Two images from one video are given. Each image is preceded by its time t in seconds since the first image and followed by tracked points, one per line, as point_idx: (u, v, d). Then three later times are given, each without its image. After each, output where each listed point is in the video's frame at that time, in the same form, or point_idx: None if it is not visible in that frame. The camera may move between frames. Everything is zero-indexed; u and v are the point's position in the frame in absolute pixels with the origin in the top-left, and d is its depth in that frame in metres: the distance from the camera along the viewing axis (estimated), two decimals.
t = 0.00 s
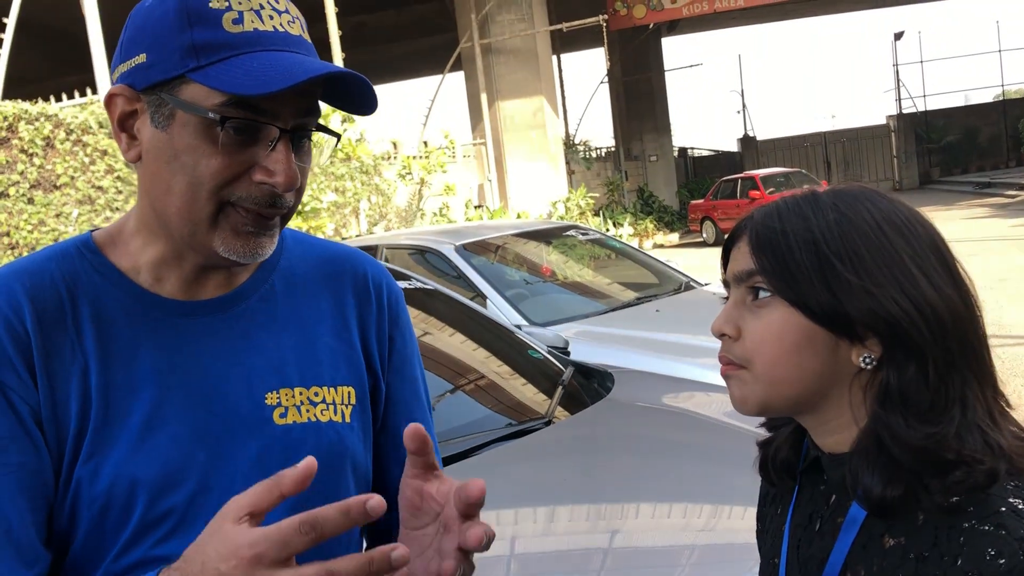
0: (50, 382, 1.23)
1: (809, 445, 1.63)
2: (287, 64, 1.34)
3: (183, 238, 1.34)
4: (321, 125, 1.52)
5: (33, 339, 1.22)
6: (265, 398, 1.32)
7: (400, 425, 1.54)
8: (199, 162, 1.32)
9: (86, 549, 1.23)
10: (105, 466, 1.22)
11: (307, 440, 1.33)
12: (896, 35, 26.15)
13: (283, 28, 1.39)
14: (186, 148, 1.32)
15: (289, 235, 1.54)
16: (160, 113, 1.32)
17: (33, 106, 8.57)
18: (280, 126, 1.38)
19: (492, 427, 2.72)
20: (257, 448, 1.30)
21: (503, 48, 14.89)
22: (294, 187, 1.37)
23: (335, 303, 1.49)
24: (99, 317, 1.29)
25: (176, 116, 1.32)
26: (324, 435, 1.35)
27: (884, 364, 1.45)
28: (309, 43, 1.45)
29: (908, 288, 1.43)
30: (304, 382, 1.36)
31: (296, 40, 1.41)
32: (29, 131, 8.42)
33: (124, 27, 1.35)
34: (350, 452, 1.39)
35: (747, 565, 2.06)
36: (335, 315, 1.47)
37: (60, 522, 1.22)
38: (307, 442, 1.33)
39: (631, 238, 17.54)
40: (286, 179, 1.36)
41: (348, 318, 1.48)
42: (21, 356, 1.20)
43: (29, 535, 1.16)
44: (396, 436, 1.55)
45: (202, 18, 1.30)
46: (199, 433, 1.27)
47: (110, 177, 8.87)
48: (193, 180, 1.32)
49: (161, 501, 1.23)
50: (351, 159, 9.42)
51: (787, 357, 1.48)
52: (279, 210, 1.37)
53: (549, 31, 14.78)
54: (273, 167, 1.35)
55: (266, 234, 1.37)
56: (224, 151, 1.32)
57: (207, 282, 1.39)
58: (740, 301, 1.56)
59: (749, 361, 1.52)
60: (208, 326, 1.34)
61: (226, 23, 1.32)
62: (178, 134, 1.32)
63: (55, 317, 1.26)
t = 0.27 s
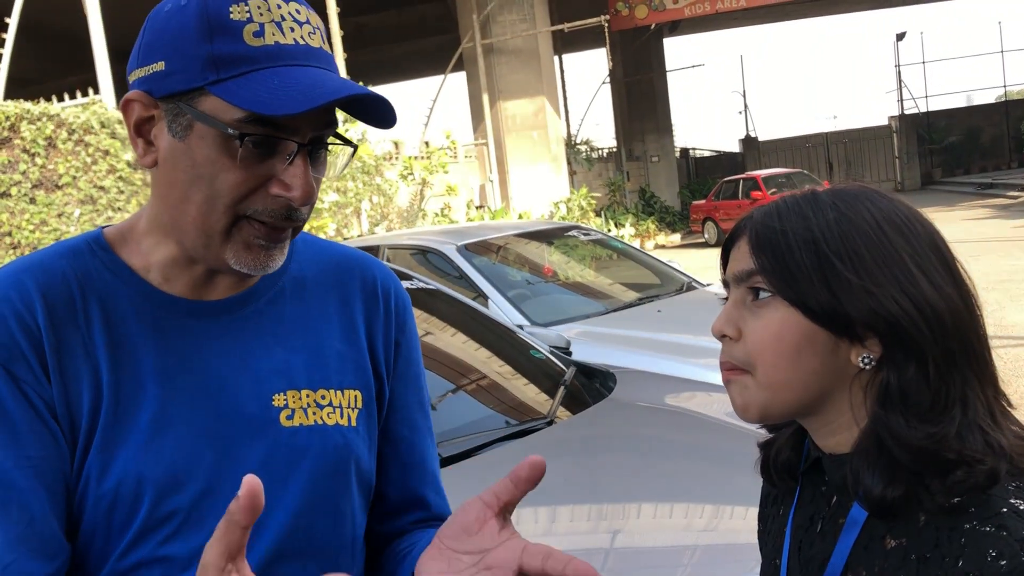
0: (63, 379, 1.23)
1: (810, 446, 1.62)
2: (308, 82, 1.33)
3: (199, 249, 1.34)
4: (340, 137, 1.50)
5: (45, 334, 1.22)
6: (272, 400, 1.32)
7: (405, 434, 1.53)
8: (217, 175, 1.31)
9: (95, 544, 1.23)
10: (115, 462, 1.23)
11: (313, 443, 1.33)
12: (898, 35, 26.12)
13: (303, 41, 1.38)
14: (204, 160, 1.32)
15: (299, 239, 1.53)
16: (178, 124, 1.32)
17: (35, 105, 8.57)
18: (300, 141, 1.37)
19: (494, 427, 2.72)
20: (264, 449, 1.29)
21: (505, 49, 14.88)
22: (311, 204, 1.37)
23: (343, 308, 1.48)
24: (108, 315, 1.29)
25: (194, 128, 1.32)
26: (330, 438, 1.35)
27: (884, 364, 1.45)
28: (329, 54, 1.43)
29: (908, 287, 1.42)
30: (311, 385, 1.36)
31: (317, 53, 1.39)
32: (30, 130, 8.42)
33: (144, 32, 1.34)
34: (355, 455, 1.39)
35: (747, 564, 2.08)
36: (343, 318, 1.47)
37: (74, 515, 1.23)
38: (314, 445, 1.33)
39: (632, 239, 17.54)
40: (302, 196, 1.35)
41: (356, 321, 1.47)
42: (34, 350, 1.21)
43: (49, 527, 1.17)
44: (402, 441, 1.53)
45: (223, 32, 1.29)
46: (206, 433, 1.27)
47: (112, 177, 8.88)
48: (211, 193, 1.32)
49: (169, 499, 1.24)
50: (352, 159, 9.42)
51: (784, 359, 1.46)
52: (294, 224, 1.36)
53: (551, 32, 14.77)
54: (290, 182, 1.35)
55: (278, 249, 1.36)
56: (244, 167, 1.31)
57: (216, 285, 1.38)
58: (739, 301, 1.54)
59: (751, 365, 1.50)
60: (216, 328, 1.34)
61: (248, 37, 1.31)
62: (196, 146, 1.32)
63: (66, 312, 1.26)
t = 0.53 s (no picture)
0: (69, 378, 1.23)
1: (809, 445, 1.62)
2: (315, 71, 1.33)
3: (210, 245, 1.34)
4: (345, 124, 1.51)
5: (51, 333, 1.22)
6: (279, 399, 1.32)
7: (410, 434, 1.53)
8: (227, 169, 1.31)
9: (102, 543, 1.23)
10: (121, 462, 1.23)
11: (319, 443, 1.33)
12: (900, 35, 26.11)
13: (305, 30, 1.38)
14: (214, 156, 1.31)
15: (305, 235, 1.54)
16: (183, 119, 1.32)
17: (37, 104, 8.58)
18: (307, 132, 1.37)
19: (495, 425, 2.72)
20: (269, 449, 1.30)
21: (506, 47, 14.88)
22: (322, 195, 1.37)
23: (350, 306, 1.48)
24: (115, 314, 1.29)
25: (200, 123, 1.31)
26: (337, 437, 1.35)
27: (883, 360, 1.45)
28: (330, 41, 1.43)
29: (906, 284, 1.42)
30: (318, 384, 1.36)
31: (320, 42, 1.39)
32: (32, 129, 8.43)
33: (143, 26, 1.33)
34: (363, 453, 1.39)
35: (749, 562, 2.05)
36: (349, 315, 1.47)
37: (80, 514, 1.23)
38: (320, 445, 1.33)
39: (633, 238, 17.54)
40: (313, 187, 1.36)
41: (362, 318, 1.48)
42: (40, 349, 1.21)
43: (58, 527, 1.17)
44: (408, 442, 1.53)
45: (225, 24, 1.29)
46: (213, 432, 1.28)
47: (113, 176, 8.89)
48: (222, 187, 1.32)
49: (175, 500, 1.24)
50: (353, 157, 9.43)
51: (783, 355, 1.47)
52: (304, 217, 1.36)
53: (552, 31, 14.76)
54: (300, 174, 1.35)
55: (289, 237, 1.36)
56: (254, 162, 1.31)
57: (225, 280, 1.38)
58: (738, 297, 1.55)
59: (749, 360, 1.51)
60: (223, 326, 1.34)
61: (250, 28, 1.31)
62: (204, 142, 1.32)
63: (73, 310, 1.26)
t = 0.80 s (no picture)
0: (67, 376, 1.22)
1: (809, 444, 1.62)
2: (314, 74, 1.32)
3: (207, 246, 1.33)
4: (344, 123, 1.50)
5: (49, 332, 1.22)
6: (276, 398, 1.32)
7: (409, 432, 1.52)
8: (222, 168, 1.30)
9: (100, 542, 1.23)
10: (118, 461, 1.23)
11: (317, 442, 1.32)
12: (900, 33, 26.09)
13: (304, 29, 1.37)
14: (209, 155, 1.30)
15: (304, 232, 1.53)
16: (179, 119, 1.31)
17: (37, 101, 8.57)
18: (306, 133, 1.36)
19: (494, 423, 2.71)
20: (265, 449, 1.29)
21: (506, 45, 14.87)
22: (320, 196, 1.36)
23: (349, 304, 1.47)
24: (112, 312, 1.29)
25: (196, 123, 1.31)
26: (334, 437, 1.34)
27: (881, 359, 1.45)
28: (329, 40, 1.42)
29: (905, 281, 1.42)
30: (315, 383, 1.36)
31: (318, 41, 1.38)
32: (31, 126, 8.42)
33: (138, 23, 1.32)
34: (361, 453, 1.38)
35: (750, 560, 2.04)
36: (347, 315, 1.46)
37: (78, 513, 1.23)
38: (317, 444, 1.32)
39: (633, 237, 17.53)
40: (309, 189, 1.35)
41: (361, 318, 1.47)
42: (38, 346, 1.21)
43: (56, 525, 1.17)
44: (407, 441, 1.52)
45: (222, 24, 1.28)
46: (210, 431, 1.27)
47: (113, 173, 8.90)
48: (215, 187, 1.31)
49: (172, 499, 1.24)
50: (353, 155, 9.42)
51: (779, 354, 1.47)
52: (301, 216, 1.35)
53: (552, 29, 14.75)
54: (298, 175, 1.34)
55: (285, 236, 1.36)
56: (250, 162, 1.30)
57: (221, 279, 1.37)
58: (736, 293, 1.54)
59: (745, 355, 1.50)
60: (220, 325, 1.34)
61: (248, 29, 1.30)
62: (199, 142, 1.31)
63: (70, 308, 1.26)
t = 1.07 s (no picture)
0: (65, 376, 1.23)
1: (810, 443, 1.63)
2: (308, 73, 1.32)
3: (204, 247, 1.33)
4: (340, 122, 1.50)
5: (45, 333, 1.22)
6: (274, 398, 1.32)
7: (409, 430, 1.52)
8: (217, 169, 1.30)
9: (100, 542, 1.23)
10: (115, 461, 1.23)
11: (316, 441, 1.32)
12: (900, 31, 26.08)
13: (298, 28, 1.37)
14: (205, 156, 1.30)
15: (302, 229, 1.53)
16: (174, 119, 1.31)
17: (36, 100, 8.57)
18: (302, 132, 1.35)
19: (495, 422, 2.72)
20: (263, 448, 1.29)
21: (505, 44, 14.87)
22: (316, 195, 1.35)
23: (348, 301, 1.47)
24: (109, 313, 1.29)
25: (192, 123, 1.30)
26: (332, 435, 1.34)
27: (881, 357, 1.45)
28: (323, 40, 1.42)
29: (907, 279, 1.42)
30: (314, 382, 1.35)
31: (313, 41, 1.38)
32: (31, 125, 8.42)
33: (132, 23, 1.32)
34: (360, 451, 1.38)
35: (750, 559, 2.04)
36: (345, 312, 1.46)
37: (77, 514, 1.23)
38: (316, 443, 1.32)
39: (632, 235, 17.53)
40: (307, 190, 1.34)
41: (360, 315, 1.47)
42: (34, 348, 1.21)
43: (55, 526, 1.18)
44: (407, 439, 1.51)
45: (216, 24, 1.28)
46: (209, 431, 1.27)
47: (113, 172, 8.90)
48: (211, 188, 1.31)
49: (170, 500, 1.24)
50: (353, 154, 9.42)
51: (780, 353, 1.47)
52: (297, 215, 1.35)
53: (552, 27, 14.74)
54: (294, 174, 1.33)
55: (281, 237, 1.35)
56: (245, 163, 1.30)
57: (218, 278, 1.37)
58: (736, 292, 1.55)
59: (744, 354, 1.52)
60: (217, 324, 1.34)
61: (242, 28, 1.30)
62: (196, 142, 1.31)
63: (67, 309, 1.26)
